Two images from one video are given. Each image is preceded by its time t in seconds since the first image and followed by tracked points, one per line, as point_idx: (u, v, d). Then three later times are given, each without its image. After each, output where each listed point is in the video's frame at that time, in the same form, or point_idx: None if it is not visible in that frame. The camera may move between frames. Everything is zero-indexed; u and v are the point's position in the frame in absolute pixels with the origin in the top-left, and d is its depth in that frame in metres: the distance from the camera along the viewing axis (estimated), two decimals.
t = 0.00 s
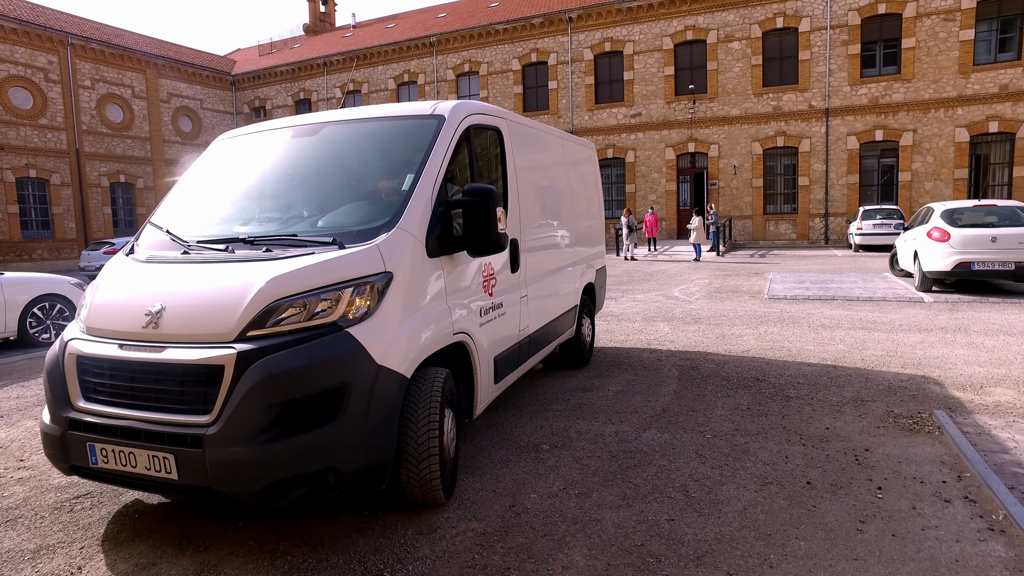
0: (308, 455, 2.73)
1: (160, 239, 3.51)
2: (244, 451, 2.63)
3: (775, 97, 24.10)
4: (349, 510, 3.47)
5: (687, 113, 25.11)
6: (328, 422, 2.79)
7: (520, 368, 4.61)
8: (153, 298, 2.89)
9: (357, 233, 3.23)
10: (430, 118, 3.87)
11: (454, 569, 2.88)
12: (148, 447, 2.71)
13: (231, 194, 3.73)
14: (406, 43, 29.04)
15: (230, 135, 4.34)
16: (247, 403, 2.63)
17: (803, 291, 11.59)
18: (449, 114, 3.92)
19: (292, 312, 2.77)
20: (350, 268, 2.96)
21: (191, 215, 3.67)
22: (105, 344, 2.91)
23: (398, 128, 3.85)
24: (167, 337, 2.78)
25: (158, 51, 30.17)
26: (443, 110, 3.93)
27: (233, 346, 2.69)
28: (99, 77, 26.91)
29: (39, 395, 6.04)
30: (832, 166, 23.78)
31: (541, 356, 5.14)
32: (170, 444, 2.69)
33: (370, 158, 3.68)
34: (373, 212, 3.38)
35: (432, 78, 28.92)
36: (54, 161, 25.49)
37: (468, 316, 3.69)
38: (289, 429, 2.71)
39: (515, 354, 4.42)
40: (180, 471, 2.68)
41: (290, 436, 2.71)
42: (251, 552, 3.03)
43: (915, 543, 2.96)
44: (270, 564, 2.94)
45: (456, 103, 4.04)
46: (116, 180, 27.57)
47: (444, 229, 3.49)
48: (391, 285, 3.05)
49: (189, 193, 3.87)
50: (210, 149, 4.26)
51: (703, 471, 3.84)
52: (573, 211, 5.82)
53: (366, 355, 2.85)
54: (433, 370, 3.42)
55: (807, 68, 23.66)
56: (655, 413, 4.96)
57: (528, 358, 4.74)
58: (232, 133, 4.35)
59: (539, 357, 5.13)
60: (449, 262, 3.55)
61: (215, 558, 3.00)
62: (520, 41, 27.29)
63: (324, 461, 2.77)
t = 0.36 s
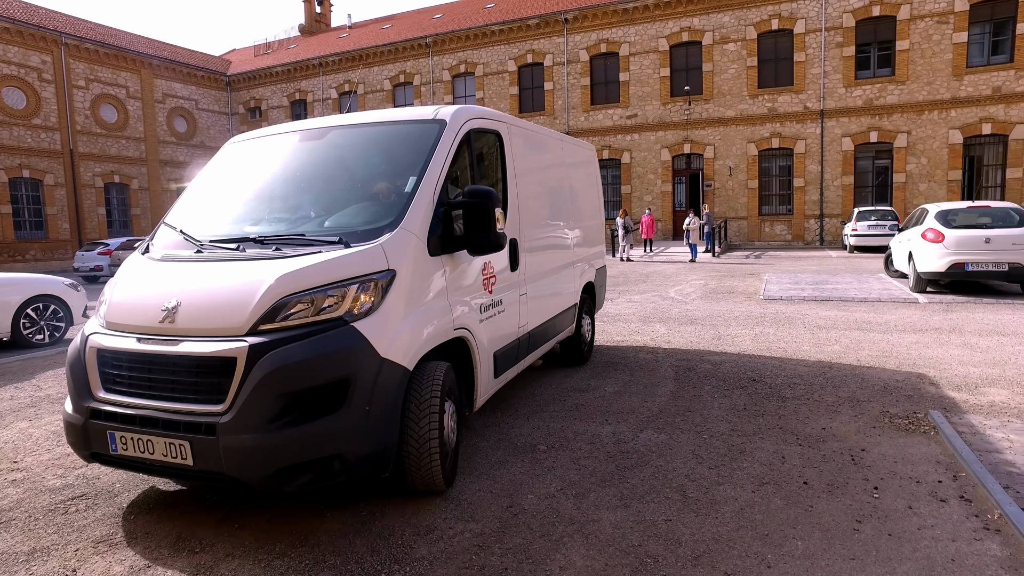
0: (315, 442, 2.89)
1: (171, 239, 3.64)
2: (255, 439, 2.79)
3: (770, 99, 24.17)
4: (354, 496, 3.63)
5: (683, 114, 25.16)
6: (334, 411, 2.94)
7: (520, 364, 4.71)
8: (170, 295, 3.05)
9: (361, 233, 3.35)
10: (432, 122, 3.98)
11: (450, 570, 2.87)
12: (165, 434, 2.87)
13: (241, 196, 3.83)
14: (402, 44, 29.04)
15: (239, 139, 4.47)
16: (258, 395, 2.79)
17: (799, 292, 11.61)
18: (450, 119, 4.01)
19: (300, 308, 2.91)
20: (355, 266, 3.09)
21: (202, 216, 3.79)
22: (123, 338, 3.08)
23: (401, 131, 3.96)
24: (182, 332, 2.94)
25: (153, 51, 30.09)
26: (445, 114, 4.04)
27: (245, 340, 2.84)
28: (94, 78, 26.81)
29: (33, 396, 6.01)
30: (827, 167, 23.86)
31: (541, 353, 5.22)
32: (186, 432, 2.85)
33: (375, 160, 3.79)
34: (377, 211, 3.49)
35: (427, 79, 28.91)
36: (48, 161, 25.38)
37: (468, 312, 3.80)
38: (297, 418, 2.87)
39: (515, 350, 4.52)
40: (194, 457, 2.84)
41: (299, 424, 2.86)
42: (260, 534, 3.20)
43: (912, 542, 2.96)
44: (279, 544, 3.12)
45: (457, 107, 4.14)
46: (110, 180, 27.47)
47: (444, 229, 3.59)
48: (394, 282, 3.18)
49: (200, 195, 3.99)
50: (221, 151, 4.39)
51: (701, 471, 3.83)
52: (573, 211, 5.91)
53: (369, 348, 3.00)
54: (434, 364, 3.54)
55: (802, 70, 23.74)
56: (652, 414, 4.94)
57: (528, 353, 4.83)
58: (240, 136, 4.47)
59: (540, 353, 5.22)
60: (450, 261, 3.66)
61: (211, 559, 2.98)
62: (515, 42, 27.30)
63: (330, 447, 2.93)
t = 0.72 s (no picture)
0: (323, 429, 3.12)
1: (189, 239, 3.92)
2: (267, 425, 3.03)
3: (766, 100, 24.23)
4: (359, 481, 3.86)
5: (679, 115, 25.22)
6: (340, 401, 3.18)
7: (518, 358, 4.95)
8: (186, 292, 3.33)
9: (368, 233, 3.62)
10: (435, 128, 4.24)
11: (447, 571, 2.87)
12: (184, 422, 3.12)
13: (253, 197, 4.12)
14: (398, 45, 29.01)
15: (251, 144, 4.75)
16: (269, 385, 3.03)
17: (794, 292, 11.65)
18: (452, 125, 4.27)
19: (311, 303, 3.17)
20: (362, 264, 3.34)
21: (219, 217, 4.06)
22: (144, 331, 3.36)
23: (405, 137, 4.23)
24: (198, 326, 3.21)
25: (149, 52, 30.00)
26: (447, 120, 4.29)
27: (257, 334, 3.09)
28: (88, 78, 26.70)
29: (28, 398, 5.99)
30: (822, 168, 23.94)
31: (539, 350, 5.48)
32: (203, 420, 3.10)
33: (380, 165, 4.06)
34: (383, 214, 3.76)
35: (424, 80, 28.91)
36: (42, 162, 25.30)
37: (468, 309, 4.04)
38: (305, 406, 3.10)
39: (512, 345, 4.76)
40: (210, 442, 3.08)
41: (308, 413, 3.10)
42: (270, 515, 3.43)
43: (906, 542, 2.97)
44: (289, 523, 3.34)
45: (459, 114, 4.40)
46: (105, 181, 27.38)
47: (446, 230, 3.84)
48: (398, 280, 3.43)
49: (216, 198, 4.27)
50: (235, 156, 4.67)
51: (696, 472, 3.84)
52: (570, 213, 6.13)
53: (374, 341, 3.24)
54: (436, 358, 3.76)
55: (797, 71, 23.82)
56: (648, 415, 4.96)
57: (524, 348, 5.07)
58: (254, 142, 4.75)
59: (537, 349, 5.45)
60: (452, 260, 3.91)
61: (206, 561, 2.97)
62: (511, 44, 27.32)
63: (336, 434, 3.16)
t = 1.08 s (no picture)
0: (325, 418, 3.26)
1: (198, 239, 4.02)
2: (272, 414, 3.17)
3: (761, 101, 24.27)
4: (360, 471, 4.00)
5: (674, 116, 25.25)
6: (341, 392, 3.31)
7: (516, 356, 5.00)
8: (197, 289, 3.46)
9: (369, 234, 3.72)
10: (434, 133, 4.32)
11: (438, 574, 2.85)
12: (194, 411, 3.26)
13: (261, 200, 4.19)
14: (393, 46, 28.97)
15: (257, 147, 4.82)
16: (274, 377, 3.17)
17: (788, 293, 11.65)
18: (451, 130, 4.35)
19: (314, 300, 3.30)
20: (362, 263, 3.47)
21: (227, 217, 4.15)
22: (157, 326, 3.50)
23: (405, 142, 4.30)
24: (209, 321, 3.34)
25: (143, 52, 29.89)
26: (446, 126, 4.37)
27: (263, 328, 3.23)
28: (82, 78, 26.57)
29: (17, 400, 5.93)
30: (817, 169, 24.00)
31: (538, 347, 5.50)
32: (211, 409, 3.24)
33: (381, 168, 4.14)
34: (384, 215, 3.85)
35: (419, 80, 28.89)
36: (35, 162, 25.18)
37: (466, 307, 4.13)
38: (308, 397, 3.23)
39: (510, 342, 4.82)
40: (219, 431, 3.22)
41: (311, 403, 3.23)
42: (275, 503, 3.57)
43: (898, 545, 2.96)
44: (292, 511, 3.48)
45: (458, 119, 4.47)
46: (99, 181, 27.25)
47: (443, 231, 3.94)
48: (396, 278, 3.56)
49: (224, 198, 4.36)
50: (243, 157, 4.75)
51: (689, 474, 3.83)
52: (570, 213, 6.17)
53: (373, 336, 3.37)
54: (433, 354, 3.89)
55: (792, 73, 23.87)
56: (641, 416, 4.94)
57: (523, 346, 5.11)
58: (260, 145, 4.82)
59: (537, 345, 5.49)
60: (450, 259, 4.02)
61: (194, 566, 2.94)
62: (506, 45, 27.32)
63: (337, 423, 3.30)
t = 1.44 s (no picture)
0: (321, 411, 3.29)
1: (204, 241, 4.02)
2: (270, 407, 3.20)
3: (757, 102, 24.23)
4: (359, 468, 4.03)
5: (670, 117, 25.21)
6: (338, 385, 3.34)
7: (511, 354, 4.96)
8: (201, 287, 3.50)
9: (364, 235, 3.70)
10: (429, 138, 4.27)
11: None
12: (197, 404, 3.30)
13: (262, 203, 4.18)
14: (389, 46, 28.87)
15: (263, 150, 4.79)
16: (273, 370, 3.20)
17: (784, 294, 11.61)
18: (446, 134, 4.30)
19: (311, 299, 3.33)
20: (356, 263, 3.47)
21: (230, 219, 4.15)
22: (163, 322, 3.54)
23: (401, 146, 4.26)
24: (212, 319, 3.38)
25: (139, 52, 29.78)
26: (441, 130, 4.32)
27: (262, 325, 3.26)
28: (76, 78, 26.45)
29: (3, 404, 5.85)
30: (813, 170, 23.99)
31: (534, 345, 5.46)
32: (214, 402, 3.28)
33: (378, 171, 4.12)
34: (379, 216, 3.84)
35: (415, 81, 28.83)
36: (29, 162, 25.06)
37: (460, 306, 4.11)
38: (306, 390, 3.27)
39: (504, 340, 4.78)
40: (221, 423, 3.26)
41: (309, 396, 3.27)
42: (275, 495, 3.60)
43: (891, 552, 2.91)
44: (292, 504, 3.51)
45: (454, 123, 4.43)
46: (93, 182, 27.14)
47: (437, 233, 3.92)
48: (390, 278, 3.56)
49: (227, 199, 4.36)
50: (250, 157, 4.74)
51: (681, 479, 3.78)
52: (567, 215, 6.15)
53: (366, 333, 3.39)
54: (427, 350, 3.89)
55: (788, 73, 23.87)
56: (633, 420, 4.89)
57: (517, 345, 5.07)
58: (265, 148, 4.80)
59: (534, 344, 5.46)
60: (444, 260, 4.00)
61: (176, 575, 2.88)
62: (502, 45, 27.25)
63: (333, 415, 3.32)
